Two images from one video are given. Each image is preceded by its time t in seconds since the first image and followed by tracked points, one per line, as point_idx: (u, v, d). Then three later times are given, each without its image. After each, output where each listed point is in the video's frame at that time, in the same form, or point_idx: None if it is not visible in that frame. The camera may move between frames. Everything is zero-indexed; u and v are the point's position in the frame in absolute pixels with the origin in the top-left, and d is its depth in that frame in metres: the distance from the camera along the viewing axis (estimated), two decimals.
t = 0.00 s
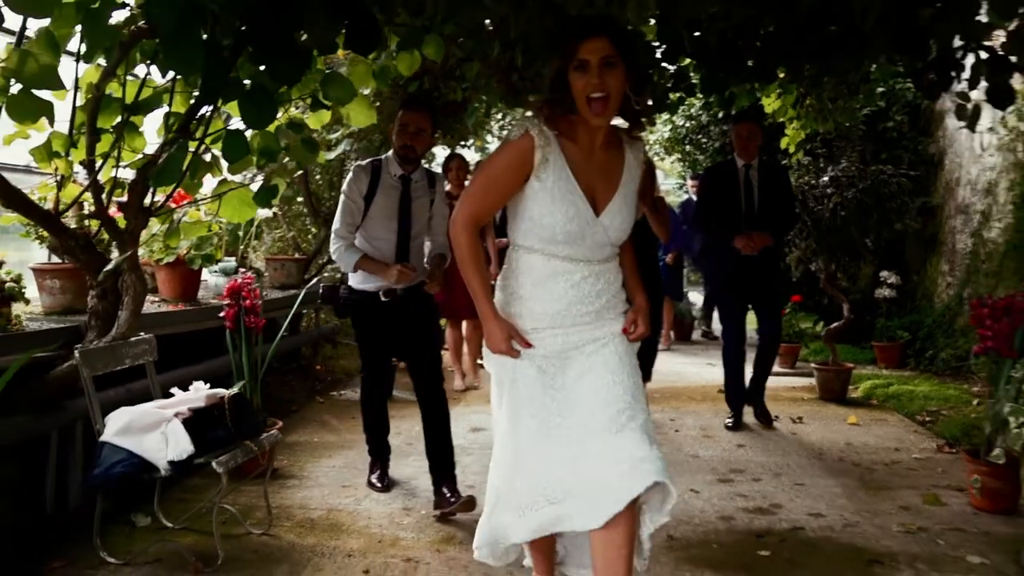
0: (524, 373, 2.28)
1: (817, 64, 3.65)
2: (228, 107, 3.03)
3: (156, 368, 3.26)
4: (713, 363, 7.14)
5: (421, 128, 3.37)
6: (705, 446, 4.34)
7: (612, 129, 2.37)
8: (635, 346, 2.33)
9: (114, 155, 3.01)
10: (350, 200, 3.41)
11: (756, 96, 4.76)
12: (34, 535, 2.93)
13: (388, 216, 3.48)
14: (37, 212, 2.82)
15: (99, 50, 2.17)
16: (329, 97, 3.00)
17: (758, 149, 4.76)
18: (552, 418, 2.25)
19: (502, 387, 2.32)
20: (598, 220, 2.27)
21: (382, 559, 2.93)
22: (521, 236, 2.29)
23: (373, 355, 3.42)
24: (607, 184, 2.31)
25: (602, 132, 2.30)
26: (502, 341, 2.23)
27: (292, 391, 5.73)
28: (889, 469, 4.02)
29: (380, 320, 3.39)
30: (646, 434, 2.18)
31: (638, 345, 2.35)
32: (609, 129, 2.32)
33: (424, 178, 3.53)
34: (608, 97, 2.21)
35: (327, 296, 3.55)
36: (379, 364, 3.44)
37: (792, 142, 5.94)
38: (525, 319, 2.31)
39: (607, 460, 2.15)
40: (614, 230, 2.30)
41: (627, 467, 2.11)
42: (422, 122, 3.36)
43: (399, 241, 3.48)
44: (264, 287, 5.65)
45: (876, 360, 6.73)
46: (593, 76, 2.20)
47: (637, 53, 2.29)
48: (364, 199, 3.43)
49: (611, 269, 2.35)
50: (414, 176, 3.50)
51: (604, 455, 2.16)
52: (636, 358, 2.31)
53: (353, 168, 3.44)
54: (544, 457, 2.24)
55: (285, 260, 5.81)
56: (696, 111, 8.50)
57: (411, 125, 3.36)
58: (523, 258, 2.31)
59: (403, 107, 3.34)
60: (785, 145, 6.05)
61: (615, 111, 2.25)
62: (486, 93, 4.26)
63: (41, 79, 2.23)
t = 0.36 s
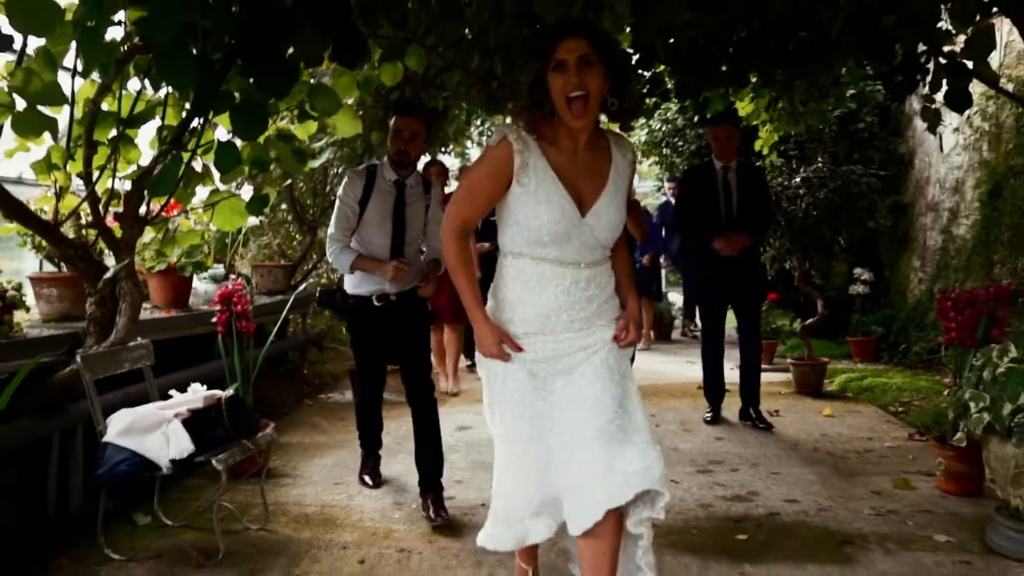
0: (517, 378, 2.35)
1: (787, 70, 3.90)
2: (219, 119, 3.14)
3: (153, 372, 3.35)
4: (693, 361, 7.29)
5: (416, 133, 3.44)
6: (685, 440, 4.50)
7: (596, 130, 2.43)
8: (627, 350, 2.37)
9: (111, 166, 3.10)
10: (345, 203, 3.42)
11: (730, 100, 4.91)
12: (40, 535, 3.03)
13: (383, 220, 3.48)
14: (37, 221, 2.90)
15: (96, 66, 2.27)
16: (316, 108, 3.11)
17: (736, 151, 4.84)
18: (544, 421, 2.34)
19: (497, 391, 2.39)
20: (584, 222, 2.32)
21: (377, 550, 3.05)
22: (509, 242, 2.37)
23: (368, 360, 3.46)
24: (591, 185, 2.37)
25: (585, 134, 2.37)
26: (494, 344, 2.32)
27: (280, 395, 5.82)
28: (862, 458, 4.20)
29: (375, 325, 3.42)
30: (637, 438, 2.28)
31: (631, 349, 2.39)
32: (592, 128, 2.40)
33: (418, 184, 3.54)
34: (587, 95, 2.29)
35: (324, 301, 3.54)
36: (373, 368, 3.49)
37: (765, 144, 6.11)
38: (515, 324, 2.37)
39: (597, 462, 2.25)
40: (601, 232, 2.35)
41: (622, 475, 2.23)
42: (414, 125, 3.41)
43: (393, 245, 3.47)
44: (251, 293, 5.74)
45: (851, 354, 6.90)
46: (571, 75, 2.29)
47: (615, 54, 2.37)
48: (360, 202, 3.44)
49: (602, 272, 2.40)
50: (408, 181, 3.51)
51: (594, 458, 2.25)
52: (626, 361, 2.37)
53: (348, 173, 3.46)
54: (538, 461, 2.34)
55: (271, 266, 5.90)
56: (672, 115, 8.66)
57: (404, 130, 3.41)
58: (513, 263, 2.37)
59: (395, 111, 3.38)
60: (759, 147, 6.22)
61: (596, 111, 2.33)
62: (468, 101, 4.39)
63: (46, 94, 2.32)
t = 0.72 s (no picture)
0: (500, 385, 2.31)
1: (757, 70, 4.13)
2: (210, 124, 3.25)
3: (149, 369, 3.47)
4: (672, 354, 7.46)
5: (409, 129, 3.37)
6: (664, 429, 4.67)
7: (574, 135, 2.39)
8: (613, 360, 2.33)
9: (105, 171, 3.19)
10: (338, 197, 3.40)
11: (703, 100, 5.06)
12: (44, 526, 3.14)
13: (376, 215, 3.44)
14: (36, 224, 3.00)
15: (90, 74, 2.39)
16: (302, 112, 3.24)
17: (715, 150, 4.92)
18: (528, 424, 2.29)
19: (478, 398, 2.34)
20: (558, 232, 2.29)
21: (369, 535, 3.19)
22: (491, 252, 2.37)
23: (362, 354, 3.38)
24: (567, 192, 2.32)
25: (557, 141, 2.35)
26: (473, 343, 2.31)
27: (269, 392, 5.93)
28: (833, 443, 4.39)
29: (370, 320, 3.36)
30: (625, 450, 2.26)
31: (619, 358, 2.34)
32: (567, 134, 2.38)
33: (412, 181, 3.48)
34: (552, 102, 2.29)
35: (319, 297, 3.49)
36: (369, 366, 3.39)
37: (739, 142, 6.28)
38: (499, 327, 2.35)
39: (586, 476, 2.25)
40: (578, 240, 2.30)
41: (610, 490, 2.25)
42: (408, 122, 3.34)
43: (388, 239, 3.42)
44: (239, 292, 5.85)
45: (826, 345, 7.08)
46: (538, 82, 2.30)
47: (583, 59, 2.36)
48: (352, 197, 3.41)
49: (585, 280, 2.35)
50: (402, 177, 3.46)
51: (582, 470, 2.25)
52: (613, 370, 2.32)
53: (341, 168, 3.44)
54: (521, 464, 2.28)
55: (258, 265, 6.01)
56: (649, 113, 8.83)
57: (397, 127, 3.35)
58: (495, 274, 2.38)
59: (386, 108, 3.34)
60: (733, 145, 6.39)
61: (564, 118, 2.32)
62: (449, 103, 4.51)
63: (46, 105, 2.42)
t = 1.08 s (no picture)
0: (478, 373, 2.23)
1: (732, 65, 4.30)
2: (203, 120, 3.37)
3: (145, 357, 3.58)
4: (652, 343, 7.65)
5: (397, 115, 3.40)
6: (643, 414, 4.85)
7: (544, 119, 2.31)
8: (595, 350, 2.26)
9: (102, 166, 3.29)
10: (330, 182, 3.45)
11: (680, 94, 5.21)
12: (47, 507, 3.27)
13: (367, 200, 3.47)
14: (35, 218, 3.11)
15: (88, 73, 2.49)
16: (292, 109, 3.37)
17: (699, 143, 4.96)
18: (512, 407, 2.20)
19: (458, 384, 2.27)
20: (524, 218, 2.23)
21: (359, 513, 3.34)
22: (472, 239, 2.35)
23: (356, 339, 3.42)
24: (534, 176, 2.25)
25: (523, 127, 2.28)
26: (456, 320, 2.28)
27: (259, 381, 6.07)
28: (805, 425, 4.58)
29: (362, 302, 3.41)
30: (608, 440, 2.23)
31: (603, 347, 2.27)
32: (536, 119, 2.30)
33: (402, 166, 3.50)
34: (513, 88, 2.23)
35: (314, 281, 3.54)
36: (360, 351, 3.44)
37: (716, 135, 6.45)
38: (483, 308, 2.29)
39: (570, 465, 2.25)
40: (549, 225, 2.23)
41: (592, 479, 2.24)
42: (397, 108, 3.37)
43: (378, 224, 3.46)
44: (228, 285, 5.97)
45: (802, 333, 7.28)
46: (501, 68, 2.25)
47: (546, 47, 2.31)
48: (343, 182, 3.45)
49: (565, 265, 2.28)
50: (391, 163, 3.49)
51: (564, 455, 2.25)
52: (595, 360, 2.26)
53: (333, 153, 3.48)
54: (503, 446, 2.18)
55: (247, 258, 6.14)
56: (628, 107, 8.98)
57: (386, 113, 3.37)
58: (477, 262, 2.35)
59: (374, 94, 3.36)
60: (710, 138, 6.55)
61: (527, 104, 2.26)
62: (433, 98, 4.64)
63: (48, 103, 2.52)
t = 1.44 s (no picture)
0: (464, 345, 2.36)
1: (712, 57, 4.39)
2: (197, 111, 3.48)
3: (143, 341, 3.71)
4: (635, 329, 7.83)
5: (386, 102, 3.47)
6: (623, 397, 5.01)
7: (518, 95, 2.33)
8: (575, 326, 2.34)
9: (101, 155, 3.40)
10: (322, 170, 3.56)
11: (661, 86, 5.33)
12: (50, 485, 3.39)
13: (358, 186, 3.58)
14: (37, 204, 3.22)
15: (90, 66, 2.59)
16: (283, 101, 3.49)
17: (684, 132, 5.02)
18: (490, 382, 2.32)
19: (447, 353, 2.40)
20: (498, 193, 2.30)
21: (350, 489, 3.50)
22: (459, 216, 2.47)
23: (348, 325, 3.48)
24: (507, 152, 2.31)
25: (495, 104, 2.32)
26: (442, 295, 2.42)
27: (250, 367, 6.20)
28: (779, 407, 4.76)
29: (356, 288, 3.50)
30: (584, 412, 2.33)
31: (585, 323, 2.36)
32: (509, 96, 2.33)
33: (393, 152, 3.61)
34: (484, 65, 2.24)
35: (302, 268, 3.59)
36: (355, 335, 3.51)
37: (696, 126, 6.59)
38: (466, 284, 2.42)
39: (548, 436, 2.35)
40: (523, 200, 2.30)
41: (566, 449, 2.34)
42: (387, 96, 3.45)
43: (370, 210, 3.57)
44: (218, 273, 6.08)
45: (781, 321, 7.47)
46: (472, 44, 2.25)
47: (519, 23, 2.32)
48: (334, 169, 3.56)
49: (543, 239, 2.35)
50: (382, 149, 3.59)
51: (543, 427, 2.35)
52: (574, 335, 2.35)
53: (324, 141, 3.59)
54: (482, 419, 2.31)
55: (237, 247, 6.25)
56: (611, 99, 9.10)
57: (375, 101, 3.45)
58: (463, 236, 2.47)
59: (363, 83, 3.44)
60: (691, 129, 6.70)
61: (498, 81, 2.28)
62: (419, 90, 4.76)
63: (54, 93, 2.62)
